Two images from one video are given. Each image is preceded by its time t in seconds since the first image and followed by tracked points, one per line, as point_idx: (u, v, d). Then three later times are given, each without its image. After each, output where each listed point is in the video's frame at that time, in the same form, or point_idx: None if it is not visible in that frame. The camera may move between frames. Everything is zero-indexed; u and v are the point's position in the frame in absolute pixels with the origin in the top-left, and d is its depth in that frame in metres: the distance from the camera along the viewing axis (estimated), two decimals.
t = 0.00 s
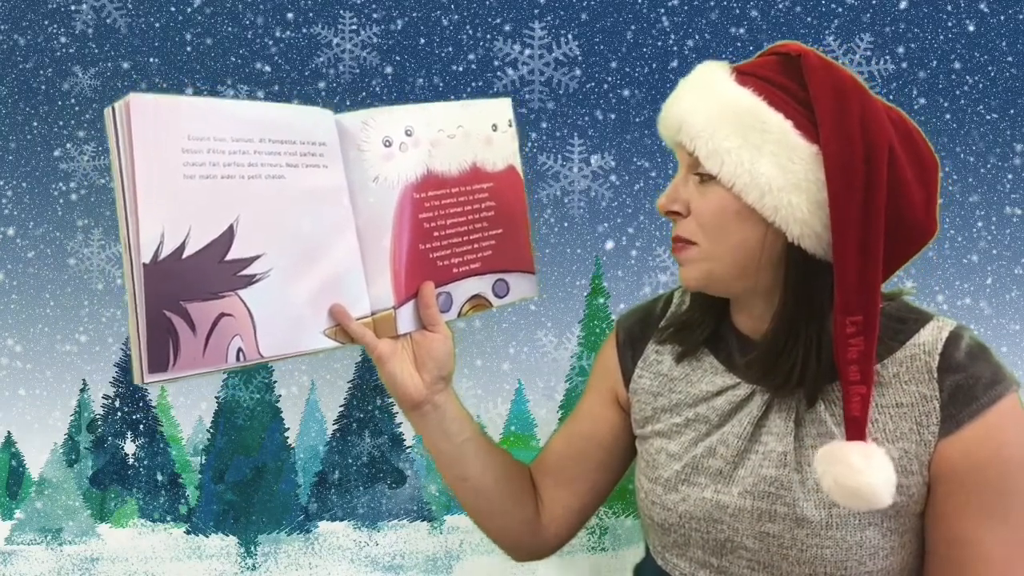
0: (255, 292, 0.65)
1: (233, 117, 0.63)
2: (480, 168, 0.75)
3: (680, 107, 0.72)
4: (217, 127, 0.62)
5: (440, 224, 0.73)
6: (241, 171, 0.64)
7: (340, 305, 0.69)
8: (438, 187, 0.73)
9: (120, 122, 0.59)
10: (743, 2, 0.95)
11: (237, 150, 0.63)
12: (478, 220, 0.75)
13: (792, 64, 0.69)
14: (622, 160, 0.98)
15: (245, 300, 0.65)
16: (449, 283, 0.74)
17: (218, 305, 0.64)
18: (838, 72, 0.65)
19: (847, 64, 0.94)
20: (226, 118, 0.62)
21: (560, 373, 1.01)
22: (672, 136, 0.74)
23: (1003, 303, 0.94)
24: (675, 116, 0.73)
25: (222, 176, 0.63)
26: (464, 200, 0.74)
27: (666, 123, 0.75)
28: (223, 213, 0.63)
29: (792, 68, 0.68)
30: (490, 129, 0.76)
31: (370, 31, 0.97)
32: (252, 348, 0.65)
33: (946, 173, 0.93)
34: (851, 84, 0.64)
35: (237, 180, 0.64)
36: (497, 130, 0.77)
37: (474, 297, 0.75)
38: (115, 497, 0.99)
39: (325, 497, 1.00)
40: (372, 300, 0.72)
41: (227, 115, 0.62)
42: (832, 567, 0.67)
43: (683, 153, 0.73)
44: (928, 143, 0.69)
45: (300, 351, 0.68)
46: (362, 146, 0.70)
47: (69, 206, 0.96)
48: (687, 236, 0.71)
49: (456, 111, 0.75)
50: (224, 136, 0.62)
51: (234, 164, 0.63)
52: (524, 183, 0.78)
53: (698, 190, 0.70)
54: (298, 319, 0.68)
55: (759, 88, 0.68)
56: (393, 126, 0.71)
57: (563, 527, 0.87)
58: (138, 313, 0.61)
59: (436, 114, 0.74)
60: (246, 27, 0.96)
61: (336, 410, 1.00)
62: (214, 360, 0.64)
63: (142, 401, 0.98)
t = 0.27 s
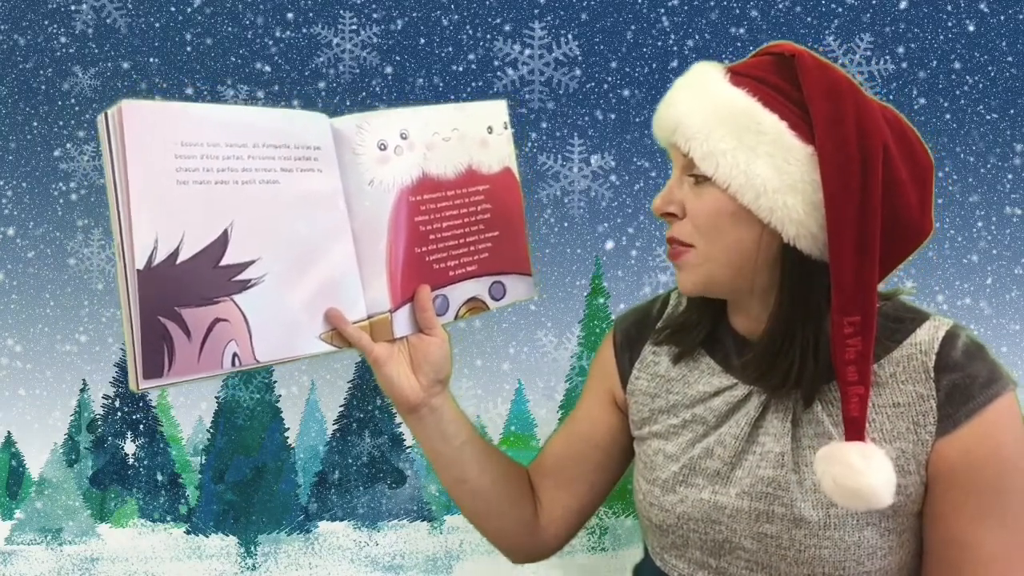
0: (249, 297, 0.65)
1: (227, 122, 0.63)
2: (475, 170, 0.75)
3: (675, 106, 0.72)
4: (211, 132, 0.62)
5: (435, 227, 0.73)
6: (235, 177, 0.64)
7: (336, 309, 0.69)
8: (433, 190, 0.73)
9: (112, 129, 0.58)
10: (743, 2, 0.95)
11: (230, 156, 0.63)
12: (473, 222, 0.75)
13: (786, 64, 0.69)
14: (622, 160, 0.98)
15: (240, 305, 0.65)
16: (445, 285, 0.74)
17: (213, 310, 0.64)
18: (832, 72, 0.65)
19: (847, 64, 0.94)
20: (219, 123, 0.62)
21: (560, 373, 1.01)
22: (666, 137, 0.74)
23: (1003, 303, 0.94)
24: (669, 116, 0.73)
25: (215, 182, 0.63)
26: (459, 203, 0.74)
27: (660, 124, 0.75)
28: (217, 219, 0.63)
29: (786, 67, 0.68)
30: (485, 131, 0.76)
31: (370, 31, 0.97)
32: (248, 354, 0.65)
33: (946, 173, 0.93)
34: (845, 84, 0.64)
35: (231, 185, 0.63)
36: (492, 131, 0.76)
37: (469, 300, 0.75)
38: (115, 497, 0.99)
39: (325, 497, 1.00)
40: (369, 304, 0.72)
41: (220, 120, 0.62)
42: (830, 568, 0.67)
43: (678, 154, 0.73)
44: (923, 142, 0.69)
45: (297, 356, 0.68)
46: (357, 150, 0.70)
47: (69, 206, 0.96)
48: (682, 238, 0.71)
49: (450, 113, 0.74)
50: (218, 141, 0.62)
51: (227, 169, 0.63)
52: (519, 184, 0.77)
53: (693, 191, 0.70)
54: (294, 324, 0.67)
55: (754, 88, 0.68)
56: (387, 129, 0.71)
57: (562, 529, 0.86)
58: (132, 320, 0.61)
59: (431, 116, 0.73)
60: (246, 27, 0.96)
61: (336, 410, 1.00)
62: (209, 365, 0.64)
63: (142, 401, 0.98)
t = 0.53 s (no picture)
0: (247, 300, 0.65)
1: (225, 124, 0.63)
2: (473, 171, 0.75)
3: (697, 91, 0.70)
4: (209, 134, 0.62)
5: (434, 228, 0.73)
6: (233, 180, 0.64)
7: (335, 311, 0.69)
8: (432, 191, 0.73)
9: (109, 131, 0.58)
10: (743, 2, 0.95)
11: (228, 158, 0.63)
12: (472, 224, 0.75)
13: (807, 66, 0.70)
14: (622, 160, 0.98)
15: (238, 308, 0.65)
16: (444, 288, 0.74)
17: (212, 313, 0.64)
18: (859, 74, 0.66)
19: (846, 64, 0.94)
20: (217, 125, 0.62)
21: (560, 373, 1.01)
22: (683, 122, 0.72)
23: (1002, 303, 0.94)
24: (690, 101, 0.71)
25: (213, 184, 0.63)
26: (458, 204, 0.74)
27: (676, 108, 0.73)
28: (215, 221, 0.63)
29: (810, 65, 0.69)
30: (484, 132, 0.76)
31: (370, 31, 0.97)
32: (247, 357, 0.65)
33: (946, 173, 0.93)
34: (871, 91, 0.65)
35: (229, 187, 0.63)
36: (491, 132, 0.76)
37: (468, 301, 0.76)
38: (115, 497, 0.99)
39: (325, 497, 1.00)
40: (367, 305, 0.71)
41: (218, 122, 0.62)
42: (829, 566, 0.67)
43: (697, 140, 0.70)
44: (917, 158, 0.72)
45: (296, 359, 0.68)
46: (356, 151, 0.69)
47: (69, 206, 0.96)
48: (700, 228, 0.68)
49: (450, 114, 0.74)
50: (216, 143, 0.62)
51: (226, 172, 0.63)
52: (518, 185, 0.77)
53: (713, 181, 0.68)
54: (292, 326, 0.67)
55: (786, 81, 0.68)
56: (386, 130, 0.71)
57: (560, 531, 0.86)
58: (130, 324, 0.61)
59: (430, 117, 0.73)
60: (247, 26, 0.96)
61: (336, 410, 1.00)
62: (207, 368, 0.64)
63: (142, 401, 0.98)
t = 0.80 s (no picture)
0: (242, 301, 0.65)
1: (218, 124, 0.63)
2: (469, 171, 0.75)
3: (761, 83, 0.66)
4: (202, 135, 0.62)
5: (431, 230, 0.73)
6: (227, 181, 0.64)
7: (330, 313, 0.69)
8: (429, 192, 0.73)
9: (102, 132, 0.58)
10: (743, 2, 0.95)
11: (222, 159, 0.63)
12: (468, 225, 0.75)
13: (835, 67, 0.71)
14: (622, 161, 0.98)
15: (232, 309, 0.65)
16: (440, 289, 0.74)
17: (206, 314, 0.64)
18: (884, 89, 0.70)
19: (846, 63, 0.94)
20: (211, 125, 0.62)
21: (560, 373, 1.01)
22: (736, 114, 0.67)
23: (1003, 303, 0.94)
24: (751, 93, 0.66)
25: (207, 185, 0.63)
26: (454, 204, 0.74)
27: (730, 97, 0.68)
28: (208, 223, 0.63)
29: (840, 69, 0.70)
30: (479, 132, 0.76)
31: (370, 31, 0.97)
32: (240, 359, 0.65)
33: (946, 172, 0.93)
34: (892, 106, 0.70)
35: (223, 189, 0.63)
36: (487, 132, 0.76)
37: (464, 303, 0.76)
38: (115, 497, 0.99)
39: (325, 497, 1.00)
40: (363, 307, 0.72)
41: (211, 122, 0.62)
42: (830, 567, 0.67)
43: (756, 135, 0.66)
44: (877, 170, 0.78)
45: (291, 360, 0.68)
46: (351, 152, 0.69)
47: (69, 206, 0.96)
48: (768, 232, 0.65)
49: (447, 114, 0.74)
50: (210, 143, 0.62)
51: (220, 173, 0.63)
52: (514, 186, 0.78)
53: (779, 182, 0.66)
54: (287, 328, 0.67)
55: (846, 83, 0.68)
56: (381, 131, 0.71)
57: (556, 533, 0.86)
58: (122, 326, 0.60)
59: (426, 117, 0.73)
60: (247, 26, 0.96)
61: (336, 410, 1.00)
62: (200, 371, 0.64)
63: (142, 401, 0.98)
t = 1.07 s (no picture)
0: (241, 304, 0.65)
1: (218, 126, 0.62)
2: (472, 171, 0.75)
3: (783, 78, 0.66)
4: (202, 137, 0.62)
5: (433, 231, 0.73)
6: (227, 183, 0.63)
7: (330, 316, 0.69)
8: (432, 193, 0.73)
9: (101, 133, 0.58)
10: (743, 2, 0.95)
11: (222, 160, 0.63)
12: (470, 225, 0.75)
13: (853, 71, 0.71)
14: (622, 160, 0.98)
15: (231, 313, 0.65)
16: (441, 290, 0.75)
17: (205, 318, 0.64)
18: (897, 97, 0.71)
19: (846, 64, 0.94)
20: (211, 127, 0.62)
21: (560, 373, 1.01)
22: (753, 107, 0.67)
23: (1003, 303, 0.94)
24: (772, 86, 0.66)
25: (207, 188, 0.62)
26: (457, 205, 0.74)
27: (748, 89, 0.67)
28: (208, 225, 0.63)
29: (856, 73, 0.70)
30: (482, 132, 0.76)
31: (370, 31, 0.97)
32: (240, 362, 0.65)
33: (946, 173, 0.94)
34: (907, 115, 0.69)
35: (223, 190, 0.63)
36: (490, 131, 0.77)
37: (465, 304, 0.76)
38: (115, 497, 0.99)
39: (325, 497, 1.00)
40: (363, 309, 0.72)
41: (210, 123, 0.62)
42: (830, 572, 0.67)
43: (772, 130, 0.66)
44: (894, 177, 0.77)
45: (290, 363, 0.68)
46: (352, 151, 0.69)
47: (69, 206, 0.96)
48: (780, 227, 0.65)
49: (450, 113, 0.74)
50: (210, 145, 0.62)
51: (220, 175, 0.63)
52: (518, 185, 0.78)
53: (792, 179, 0.66)
54: (286, 330, 0.67)
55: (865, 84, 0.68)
56: (383, 131, 0.70)
57: (556, 534, 0.87)
58: (121, 330, 0.60)
59: (429, 117, 0.73)
60: (247, 26, 0.96)
61: (336, 409, 1.00)
62: (200, 375, 0.64)
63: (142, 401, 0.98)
